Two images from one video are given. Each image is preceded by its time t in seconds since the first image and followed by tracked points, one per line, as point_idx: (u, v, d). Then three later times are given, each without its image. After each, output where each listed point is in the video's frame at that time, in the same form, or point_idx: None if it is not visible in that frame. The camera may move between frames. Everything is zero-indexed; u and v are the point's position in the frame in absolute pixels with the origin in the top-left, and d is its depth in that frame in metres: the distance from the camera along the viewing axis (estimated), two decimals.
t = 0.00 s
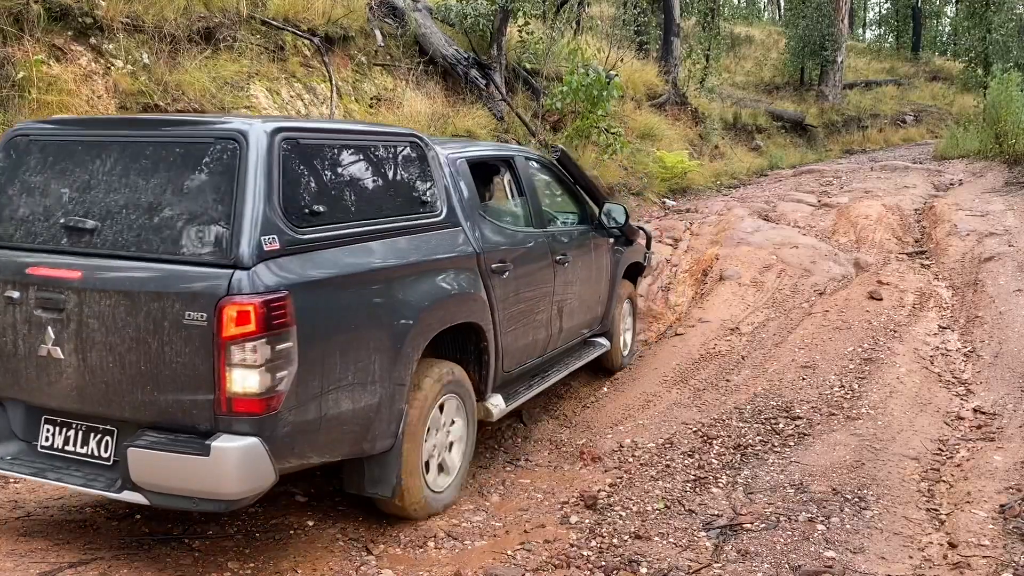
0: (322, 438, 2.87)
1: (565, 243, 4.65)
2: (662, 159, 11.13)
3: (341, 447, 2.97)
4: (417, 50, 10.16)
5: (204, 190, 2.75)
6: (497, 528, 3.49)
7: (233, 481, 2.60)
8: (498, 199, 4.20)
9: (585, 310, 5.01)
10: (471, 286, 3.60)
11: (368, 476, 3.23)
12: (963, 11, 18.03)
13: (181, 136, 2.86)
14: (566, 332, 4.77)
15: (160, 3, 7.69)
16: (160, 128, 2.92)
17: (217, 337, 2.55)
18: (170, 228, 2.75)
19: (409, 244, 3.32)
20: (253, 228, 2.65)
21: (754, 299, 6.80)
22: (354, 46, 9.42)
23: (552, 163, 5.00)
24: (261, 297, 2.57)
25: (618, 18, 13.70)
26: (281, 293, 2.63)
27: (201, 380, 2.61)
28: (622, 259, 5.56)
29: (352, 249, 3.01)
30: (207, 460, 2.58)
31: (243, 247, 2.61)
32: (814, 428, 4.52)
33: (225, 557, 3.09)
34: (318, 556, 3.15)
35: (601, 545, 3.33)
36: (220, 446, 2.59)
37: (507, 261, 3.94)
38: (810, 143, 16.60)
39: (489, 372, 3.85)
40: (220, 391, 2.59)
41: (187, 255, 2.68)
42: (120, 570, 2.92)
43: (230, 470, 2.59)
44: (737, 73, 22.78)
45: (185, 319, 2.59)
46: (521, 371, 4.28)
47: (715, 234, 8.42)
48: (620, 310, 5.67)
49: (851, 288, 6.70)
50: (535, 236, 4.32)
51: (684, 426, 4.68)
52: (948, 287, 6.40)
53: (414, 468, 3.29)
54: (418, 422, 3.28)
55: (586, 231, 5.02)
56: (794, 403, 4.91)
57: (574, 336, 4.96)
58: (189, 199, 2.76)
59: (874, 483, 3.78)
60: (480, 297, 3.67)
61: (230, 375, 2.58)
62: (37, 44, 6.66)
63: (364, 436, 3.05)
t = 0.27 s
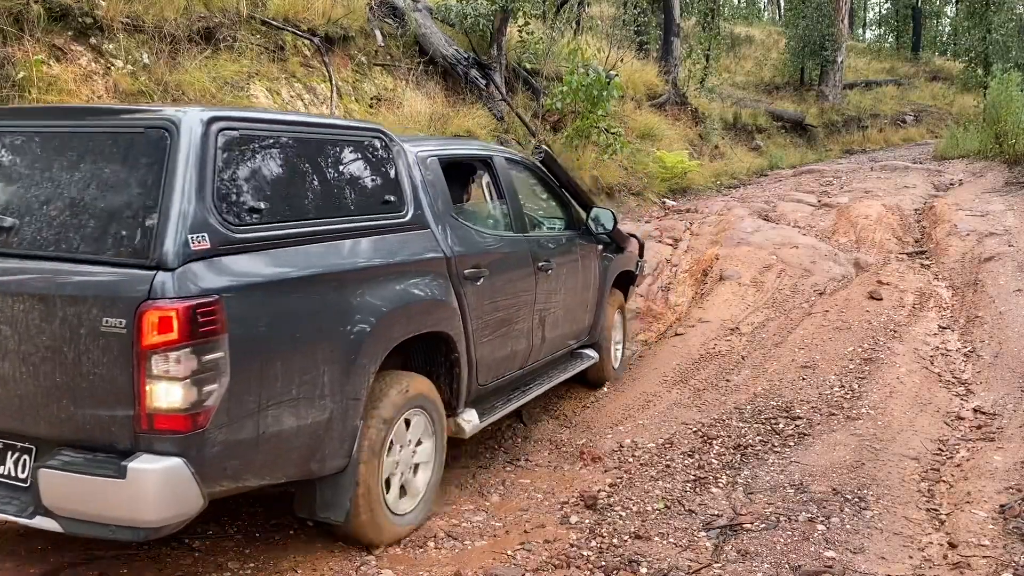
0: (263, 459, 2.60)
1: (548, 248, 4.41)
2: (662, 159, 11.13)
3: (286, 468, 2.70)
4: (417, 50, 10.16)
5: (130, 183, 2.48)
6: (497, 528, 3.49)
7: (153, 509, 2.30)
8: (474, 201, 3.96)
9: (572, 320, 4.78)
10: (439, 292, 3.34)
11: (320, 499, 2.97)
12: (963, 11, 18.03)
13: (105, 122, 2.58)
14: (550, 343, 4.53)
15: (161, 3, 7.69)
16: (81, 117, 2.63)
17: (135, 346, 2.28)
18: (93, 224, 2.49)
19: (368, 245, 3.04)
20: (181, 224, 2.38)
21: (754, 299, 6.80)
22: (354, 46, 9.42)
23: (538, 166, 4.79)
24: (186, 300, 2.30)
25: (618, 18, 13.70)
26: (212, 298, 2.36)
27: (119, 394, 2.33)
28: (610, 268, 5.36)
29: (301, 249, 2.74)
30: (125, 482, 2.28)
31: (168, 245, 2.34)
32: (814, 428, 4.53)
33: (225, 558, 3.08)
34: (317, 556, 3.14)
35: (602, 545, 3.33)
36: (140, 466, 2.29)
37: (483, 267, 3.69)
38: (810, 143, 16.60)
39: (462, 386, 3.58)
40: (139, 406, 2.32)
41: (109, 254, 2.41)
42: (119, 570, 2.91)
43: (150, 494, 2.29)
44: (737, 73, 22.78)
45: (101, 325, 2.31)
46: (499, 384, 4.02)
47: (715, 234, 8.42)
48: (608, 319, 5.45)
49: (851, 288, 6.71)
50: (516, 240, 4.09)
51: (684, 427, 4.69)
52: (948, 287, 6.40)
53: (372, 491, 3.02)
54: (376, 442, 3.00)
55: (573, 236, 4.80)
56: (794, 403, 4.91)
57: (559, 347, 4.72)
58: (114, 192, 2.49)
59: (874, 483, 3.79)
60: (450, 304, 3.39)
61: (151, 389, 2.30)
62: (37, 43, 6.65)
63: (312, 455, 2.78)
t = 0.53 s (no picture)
0: (198, 469, 2.37)
1: (530, 250, 4.22)
2: (662, 159, 11.12)
3: (226, 480, 2.47)
4: (417, 50, 10.16)
5: (54, 164, 2.31)
6: (496, 528, 3.49)
7: (68, 524, 2.08)
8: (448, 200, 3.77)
9: (556, 326, 4.58)
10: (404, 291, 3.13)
11: (271, 514, 2.75)
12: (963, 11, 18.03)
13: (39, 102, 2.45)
14: (532, 350, 4.32)
15: (161, 3, 7.69)
16: (15, 98, 2.50)
17: (49, 342, 2.08)
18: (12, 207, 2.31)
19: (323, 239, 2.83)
20: (102, 207, 2.19)
21: (754, 299, 6.80)
22: (354, 46, 9.43)
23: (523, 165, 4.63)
24: (103, 289, 2.10)
25: (617, 18, 13.70)
26: (136, 288, 2.17)
27: (33, 395, 2.13)
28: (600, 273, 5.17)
29: (246, 242, 2.54)
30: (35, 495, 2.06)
31: (86, 229, 2.14)
32: (814, 428, 4.53)
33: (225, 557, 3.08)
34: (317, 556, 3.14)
35: (601, 545, 3.33)
36: (52, 476, 2.07)
37: (455, 267, 3.49)
38: (810, 143, 16.60)
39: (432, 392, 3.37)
40: (54, 409, 2.11)
41: (25, 239, 2.21)
42: (119, 570, 2.90)
43: (61, 508, 2.07)
44: (737, 73, 22.78)
45: (14, 317, 2.12)
46: (476, 392, 3.81)
47: (715, 234, 8.42)
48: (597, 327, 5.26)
49: (851, 288, 6.71)
50: (494, 239, 3.90)
51: (684, 427, 4.69)
52: (948, 287, 6.40)
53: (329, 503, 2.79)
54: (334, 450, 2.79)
55: (557, 238, 4.61)
56: (794, 403, 4.91)
57: (543, 354, 4.51)
58: (37, 174, 2.32)
59: (874, 483, 3.78)
60: (416, 304, 3.19)
61: (66, 389, 2.10)
62: (37, 43, 6.65)
63: (256, 466, 2.55)
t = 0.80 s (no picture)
0: (116, 478, 2.09)
1: (514, 252, 3.99)
2: (662, 159, 11.12)
3: (152, 488, 2.19)
4: (416, 50, 10.16)
5: None
6: (496, 528, 3.49)
7: None
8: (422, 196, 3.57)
9: (544, 335, 4.34)
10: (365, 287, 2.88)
11: (211, 527, 2.45)
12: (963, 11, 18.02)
13: None
14: (516, 358, 4.08)
15: (161, 3, 7.69)
16: None
17: None
18: None
19: (270, 230, 2.59)
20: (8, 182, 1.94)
21: (754, 299, 6.80)
22: (354, 46, 9.43)
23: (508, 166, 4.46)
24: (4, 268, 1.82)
25: (617, 18, 13.68)
26: (45, 271, 1.90)
27: None
28: (591, 281, 4.98)
29: (184, 228, 2.31)
30: None
31: None
32: (814, 428, 4.53)
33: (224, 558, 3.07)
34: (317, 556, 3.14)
35: (601, 545, 3.33)
36: None
37: (428, 266, 3.27)
38: (810, 143, 16.60)
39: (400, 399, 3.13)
40: None
41: None
42: (119, 570, 2.90)
43: None
44: (737, 73, 22.78)
45: None
46: (452, 401, 3.55)
47: (715, 234, 8.41)
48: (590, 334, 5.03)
49: (851, 288, 6.71)
50: (474, 239, 3.68)
51: (684, 427, 4.69)
52: (948, 287, 6.40)
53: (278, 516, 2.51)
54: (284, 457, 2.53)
55: (545, 241, 4.40)
56: (794, 403, 4.91)
57: (529, 363, 4.27)
58: None
59: (874, 483, 3.78)
60: (380, 302, 2.94)
61: None
62: (37, 43, 6.64)
63: (187, 474, 2.27)
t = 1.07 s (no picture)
0: None
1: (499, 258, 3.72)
2: (662, 159, 11.11)
3: (42, 504, 1.83)
4: (416, 50, 10.16)
5: None
6: (496, 528, 3.49)
7: None
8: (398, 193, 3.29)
9: (533, 349, 4.07)
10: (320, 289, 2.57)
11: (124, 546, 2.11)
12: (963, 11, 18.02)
13: None
14: (500, 372, 3.80)
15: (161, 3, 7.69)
16: None
17: None
18: None
19: (206, 218, 2.28)
20: None
21: (754, 299, 6.80)
22: (354, 46, 9.43)
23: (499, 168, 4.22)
24: None
25: (617, 18, 13.68)
26: None
27: None
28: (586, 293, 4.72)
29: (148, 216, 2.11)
30: None
31: None
32: (814, 428, 4.53)
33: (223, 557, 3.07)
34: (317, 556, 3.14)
35: (601, 545, 3.33)
36: None
37: (398, 270, 2.98)
38: (810, 143, 16.60)
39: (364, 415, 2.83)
40: None
41: None
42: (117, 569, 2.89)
43: None
44: (737, 73, 22.78)
45: None
46: (423, 417, 3.26)
47: (715, 234, 8.41)
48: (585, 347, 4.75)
49: (851, 288, 6.71)
50: (454, 243, 3.42)
51: (685, 426, 4.69)
52: (948, 287, 6.39)
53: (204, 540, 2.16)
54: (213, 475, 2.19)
55: (535, 249, 4.14)
56: (794, 403, 4.91)
57: (515, 379, 3.99)
58: None
59: (874, 483, 3.78)
60: (341, 306, 2.66)
61: None
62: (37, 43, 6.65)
63: (88, 489, 1.92)
